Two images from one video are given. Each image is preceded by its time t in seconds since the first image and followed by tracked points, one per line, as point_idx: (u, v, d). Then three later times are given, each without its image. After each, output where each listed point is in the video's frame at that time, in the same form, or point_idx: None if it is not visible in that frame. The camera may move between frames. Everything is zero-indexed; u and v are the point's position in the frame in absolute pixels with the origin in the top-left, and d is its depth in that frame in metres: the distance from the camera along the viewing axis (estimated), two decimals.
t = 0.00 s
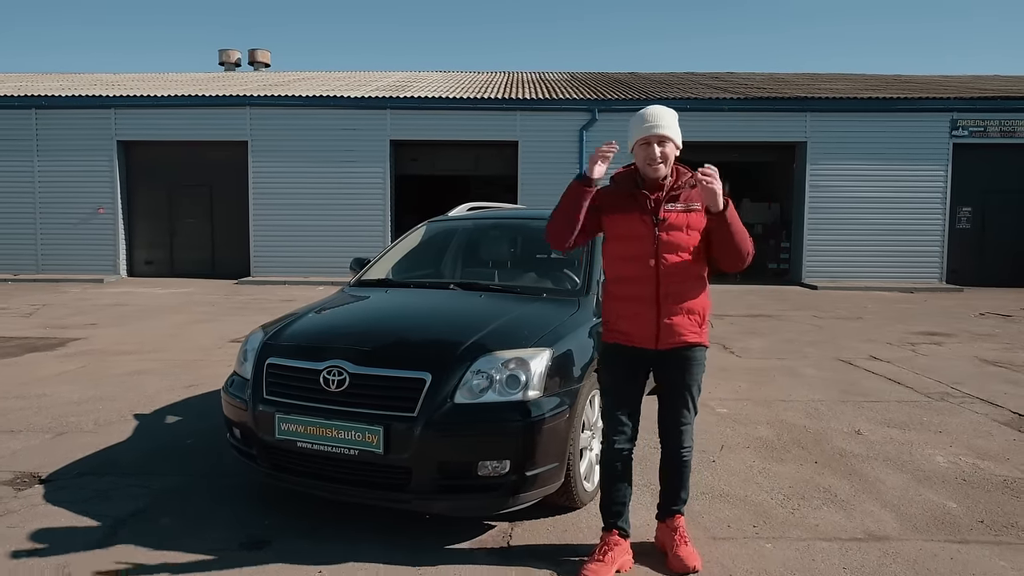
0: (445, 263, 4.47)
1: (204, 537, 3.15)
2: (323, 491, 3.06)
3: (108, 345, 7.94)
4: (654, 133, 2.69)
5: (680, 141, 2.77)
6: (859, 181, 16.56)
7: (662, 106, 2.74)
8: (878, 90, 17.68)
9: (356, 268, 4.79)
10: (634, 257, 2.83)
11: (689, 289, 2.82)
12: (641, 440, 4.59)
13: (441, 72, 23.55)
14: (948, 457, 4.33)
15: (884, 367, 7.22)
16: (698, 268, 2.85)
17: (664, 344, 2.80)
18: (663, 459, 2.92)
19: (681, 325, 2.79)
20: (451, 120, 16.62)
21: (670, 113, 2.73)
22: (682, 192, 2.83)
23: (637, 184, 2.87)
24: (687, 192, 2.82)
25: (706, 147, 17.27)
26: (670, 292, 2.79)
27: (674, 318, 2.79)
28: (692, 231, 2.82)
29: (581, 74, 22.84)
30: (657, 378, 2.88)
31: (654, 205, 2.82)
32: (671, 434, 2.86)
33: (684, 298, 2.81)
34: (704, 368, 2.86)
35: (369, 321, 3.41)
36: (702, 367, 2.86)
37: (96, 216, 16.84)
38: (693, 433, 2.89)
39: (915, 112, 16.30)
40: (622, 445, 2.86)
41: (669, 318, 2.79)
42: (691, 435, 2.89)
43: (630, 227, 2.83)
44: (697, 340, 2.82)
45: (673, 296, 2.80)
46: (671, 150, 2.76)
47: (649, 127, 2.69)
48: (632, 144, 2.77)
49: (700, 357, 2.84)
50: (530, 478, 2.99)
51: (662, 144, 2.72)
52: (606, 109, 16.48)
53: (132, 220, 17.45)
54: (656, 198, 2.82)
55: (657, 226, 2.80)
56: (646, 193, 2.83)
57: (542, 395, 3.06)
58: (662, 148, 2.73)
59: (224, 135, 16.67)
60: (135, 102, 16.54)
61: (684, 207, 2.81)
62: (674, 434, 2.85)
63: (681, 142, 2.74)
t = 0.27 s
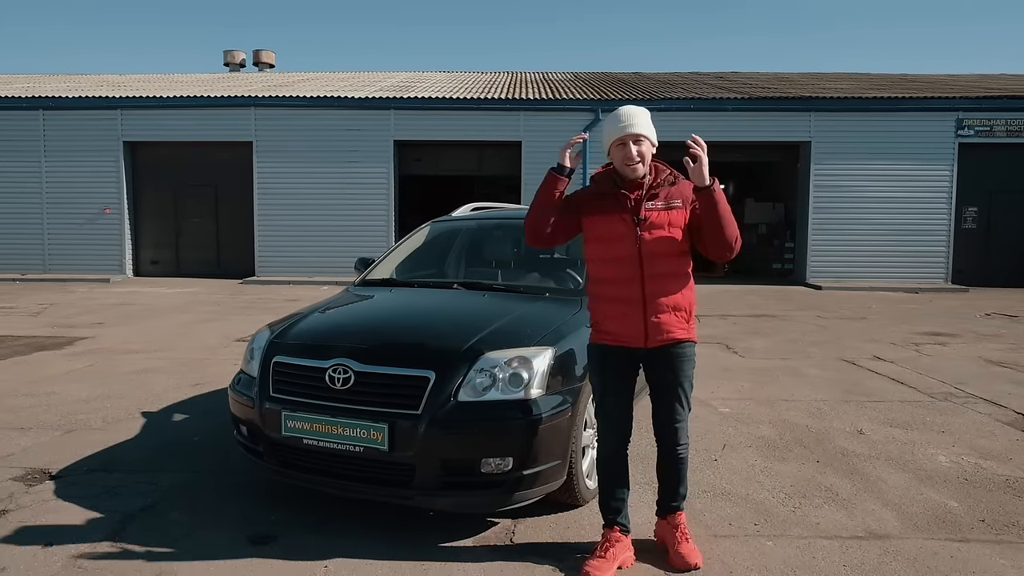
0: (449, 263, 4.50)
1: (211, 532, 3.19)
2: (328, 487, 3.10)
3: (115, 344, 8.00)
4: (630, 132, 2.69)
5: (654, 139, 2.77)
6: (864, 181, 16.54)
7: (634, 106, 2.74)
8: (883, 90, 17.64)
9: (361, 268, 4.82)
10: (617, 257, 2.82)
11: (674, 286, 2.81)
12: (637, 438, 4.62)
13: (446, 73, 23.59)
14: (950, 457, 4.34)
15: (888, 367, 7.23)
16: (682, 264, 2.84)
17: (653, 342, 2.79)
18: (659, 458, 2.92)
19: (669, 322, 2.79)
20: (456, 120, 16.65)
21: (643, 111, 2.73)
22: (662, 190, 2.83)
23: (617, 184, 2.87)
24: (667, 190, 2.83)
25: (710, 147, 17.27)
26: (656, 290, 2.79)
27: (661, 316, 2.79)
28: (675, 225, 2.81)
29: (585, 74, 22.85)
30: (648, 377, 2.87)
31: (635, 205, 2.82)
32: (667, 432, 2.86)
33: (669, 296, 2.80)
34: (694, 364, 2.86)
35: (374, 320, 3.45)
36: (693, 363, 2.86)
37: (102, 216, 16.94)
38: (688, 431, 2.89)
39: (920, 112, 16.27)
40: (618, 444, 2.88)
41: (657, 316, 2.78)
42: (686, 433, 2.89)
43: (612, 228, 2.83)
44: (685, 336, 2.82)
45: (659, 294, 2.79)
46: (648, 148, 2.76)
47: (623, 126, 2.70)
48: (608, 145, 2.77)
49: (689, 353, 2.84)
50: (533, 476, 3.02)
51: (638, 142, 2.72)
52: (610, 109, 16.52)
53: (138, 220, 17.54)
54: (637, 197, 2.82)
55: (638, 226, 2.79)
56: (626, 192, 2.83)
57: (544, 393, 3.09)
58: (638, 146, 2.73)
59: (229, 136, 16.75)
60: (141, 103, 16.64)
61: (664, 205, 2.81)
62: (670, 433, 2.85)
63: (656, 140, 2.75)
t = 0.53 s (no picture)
0: (456, 263, 4.53)
1: (222, 528, 3.24)
2: (337, 484, 3.14)
3: (127, 343, 8.07)
4: (617, 139, 2.69)
5: (641, 142, 2.78)
6: (873, 180, 16.48)
7: (619, 110, 2.75)
8: (892, 90, 17.57)
9: (369, 268, 4.86)
10: (609, 262, 2.82)
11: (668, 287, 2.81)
12: (639, 437, 4.65)
13: (454, 73, 23.65)
14: (957, 457, 4.34)
15: (896, 367, 7.22)
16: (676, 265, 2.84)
17: (649, 343, 2.79)
18: (662, 457, 2.94)
19: (665, 324, 2.79)
20: (464, 121, 16.70)
21: (630, 115, 2.75)
22: (652, 193, 2.81)
23: (605, 190, 2.85)
24: (657, 192, 2.81)
25: (719, 147, 17.25)
26: (650, 291, 2.78)
27: (657, 318, 2.79)
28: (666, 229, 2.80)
29: (593, 74, 22.86)
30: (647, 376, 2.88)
31: (625, 209, 2.81)
32: (668, 432, 2.88)
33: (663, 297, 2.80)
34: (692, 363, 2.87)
35: (383, 319, 3.49)
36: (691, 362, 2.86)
37: (113, 216, 17.07)
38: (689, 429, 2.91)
39: (930, 112, 16.19)
40: (618, 443, 2.91)
41: (653, 318, 2.78)
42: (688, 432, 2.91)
43: (604, 233, 2.82)
44: (681, 335, 2.83)
45: (653, 296, 2.79)
46: (635, 152, 2.76)
47: (609, 132, 2.70)
48: (595, 151, 2.78)
49: (686, 352, 2.85)
50: (540, 474, 3.05)
51: (624, 149, 2.72)
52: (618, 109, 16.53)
53: (149, 220, 17.68)
54: (626, 201, 2.81)
55: (629, 231, 2.78)
56: (615, 198, 2.81)
57: (550, 392, 3.11)
58: (625, 153, 2.73)
59: (239, 137, 16.85)
60: (152, 104, 16.77)
61: (655, 208, 2.79)
62: (671, 432, 2.87)
63: (643, 144, 2.76)
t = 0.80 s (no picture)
0: (463, 263, 4.56)
1: (230, 525, 3.27)
2: (345, 482, 3.17)
3: (135, 342, 8.13)
4: (614, 140, 2.72)
5: (637, 144, 2.81)
6: (880, 180, 16.42)
7: (616, 111, 2.79)
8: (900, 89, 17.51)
9: (376, 268, 4.90)
10: (608, 265, 2.82)
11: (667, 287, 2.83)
12: (644, 437, 4.65)
13: (460, 73, 23.68)
14: (962, 457, 4.34)
15: (903, 367, 7.21)
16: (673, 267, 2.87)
17: (649, 343, 2.81)
18: (664, 456, 2.96)
19: (665, 324, 2.81)
20: (470, 121, 16.73)
21: (627, 116, 2.78)
22: (648, 195, 2.83)
23: (601, 192, 2.87)
24: (653, 194, 2.84)
25: (725, 146, 17.23)
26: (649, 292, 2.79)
27: (656, 318, 2.80)
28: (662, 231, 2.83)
29: (600, 74, 22.86)
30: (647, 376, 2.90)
31: (622, 211, 2.82)
32: (670, 431, 2.90)
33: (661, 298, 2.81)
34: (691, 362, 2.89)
35: (389, 319, 3.51)
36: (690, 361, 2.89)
37: (122, 216, 17.17)
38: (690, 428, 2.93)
39: (938, 111, 16.12)
40: (620, 441, 2.93)
41: (652, 318, 2.80)
42: (690, 431, 2.93)
43: (601, 235, 2.83)
44: (680, 335, 2.85)
45: (652, 296, 2.80)
46: (631, 154, 2.79)
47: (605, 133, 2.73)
48: (591, 152, 2.81)
49: (686, 351, 2.87)
50: (545, 473, 3.07)
51: (621, 150, 2.76)
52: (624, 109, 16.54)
53: (157, 220, 17.79)
54: (623, 203, 2.82)
55: (627, 232, 2.80)
56: (612, 200, 2.83)
57: (556, 392, 3.13)
58: (621, 155, 2.77)
59: (246, 137, 16.93)
60: (160, 104, 16.87)
61: (652, 210, 2.81)
62: (673, 431, 2.89)
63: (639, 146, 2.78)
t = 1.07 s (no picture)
0: (468, 262, 4.58)
1: (236, 522, 3.31)
2: (350, 479, 3.20)
3: (142, 341, 8.19)
4: (615, 137, 2.75)
5: (640, 144, 2.84)
6: (886, 180, 16.38)
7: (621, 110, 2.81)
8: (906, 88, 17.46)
9: (381, 267, 4.93)
10: (607, 263, 2.85)
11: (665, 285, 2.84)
12: (647, 436, 4.67)
13: (466, 73, 23.71)
14: (966, 456, 4.34)
15: (907, 367, 7.20)
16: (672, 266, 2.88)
17: (648, 341, 2.82)
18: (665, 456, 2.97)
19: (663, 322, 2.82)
20: (475, 121, 16.76)
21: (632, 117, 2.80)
22: (648, 193, 2.85)
23: (602, 191, 2.89)
24: (653, 192, 2.85)
25: (730, 146, 17.21)
26: (648, 290, 2.81)
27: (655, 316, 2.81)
28: (661, 230, 2.84)
29: (605, 74, 22.87)
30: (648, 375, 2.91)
31: (621, 209, 2.84)
32: (672, 431, 2.91)
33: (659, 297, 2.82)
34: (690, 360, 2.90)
35: (395, 317, 3.55)
36: (689, 360, 2.90)
37: (128, 215, 17.25)
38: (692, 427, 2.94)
39: (944, 111, 16.07)
40: (621, 440, 2.94)
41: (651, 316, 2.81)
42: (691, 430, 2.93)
43: (600, 233, 2.85)
44: (678, 333, 2.86)
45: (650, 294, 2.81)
46: (633, 153, 2.82)
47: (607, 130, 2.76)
48: (594, 150, 2.84)
49: (685, 349, 2.88)
50: (549, 470, 3.10)
51: (621, 148, 2.79)
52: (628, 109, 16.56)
53: (163, 219, 17.88)
54: (623, 201, 2.84)
55: (626, 230, 2.82)
56: (612, 198, 2.86)
57: (560, 389, 3.16)
58: (621, 153, 2.79)
59: (252, 137, 17.00)
60: (167, 104, 16.95)
61: (652, 208, 2.83)
62: (674, 431, 2.90)
63: (642, 145, 2.82)
